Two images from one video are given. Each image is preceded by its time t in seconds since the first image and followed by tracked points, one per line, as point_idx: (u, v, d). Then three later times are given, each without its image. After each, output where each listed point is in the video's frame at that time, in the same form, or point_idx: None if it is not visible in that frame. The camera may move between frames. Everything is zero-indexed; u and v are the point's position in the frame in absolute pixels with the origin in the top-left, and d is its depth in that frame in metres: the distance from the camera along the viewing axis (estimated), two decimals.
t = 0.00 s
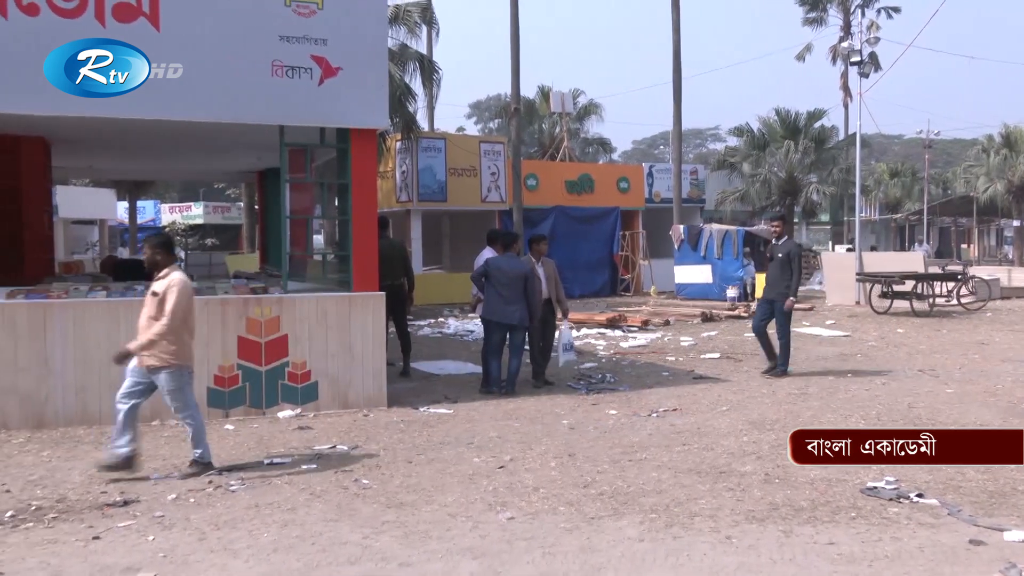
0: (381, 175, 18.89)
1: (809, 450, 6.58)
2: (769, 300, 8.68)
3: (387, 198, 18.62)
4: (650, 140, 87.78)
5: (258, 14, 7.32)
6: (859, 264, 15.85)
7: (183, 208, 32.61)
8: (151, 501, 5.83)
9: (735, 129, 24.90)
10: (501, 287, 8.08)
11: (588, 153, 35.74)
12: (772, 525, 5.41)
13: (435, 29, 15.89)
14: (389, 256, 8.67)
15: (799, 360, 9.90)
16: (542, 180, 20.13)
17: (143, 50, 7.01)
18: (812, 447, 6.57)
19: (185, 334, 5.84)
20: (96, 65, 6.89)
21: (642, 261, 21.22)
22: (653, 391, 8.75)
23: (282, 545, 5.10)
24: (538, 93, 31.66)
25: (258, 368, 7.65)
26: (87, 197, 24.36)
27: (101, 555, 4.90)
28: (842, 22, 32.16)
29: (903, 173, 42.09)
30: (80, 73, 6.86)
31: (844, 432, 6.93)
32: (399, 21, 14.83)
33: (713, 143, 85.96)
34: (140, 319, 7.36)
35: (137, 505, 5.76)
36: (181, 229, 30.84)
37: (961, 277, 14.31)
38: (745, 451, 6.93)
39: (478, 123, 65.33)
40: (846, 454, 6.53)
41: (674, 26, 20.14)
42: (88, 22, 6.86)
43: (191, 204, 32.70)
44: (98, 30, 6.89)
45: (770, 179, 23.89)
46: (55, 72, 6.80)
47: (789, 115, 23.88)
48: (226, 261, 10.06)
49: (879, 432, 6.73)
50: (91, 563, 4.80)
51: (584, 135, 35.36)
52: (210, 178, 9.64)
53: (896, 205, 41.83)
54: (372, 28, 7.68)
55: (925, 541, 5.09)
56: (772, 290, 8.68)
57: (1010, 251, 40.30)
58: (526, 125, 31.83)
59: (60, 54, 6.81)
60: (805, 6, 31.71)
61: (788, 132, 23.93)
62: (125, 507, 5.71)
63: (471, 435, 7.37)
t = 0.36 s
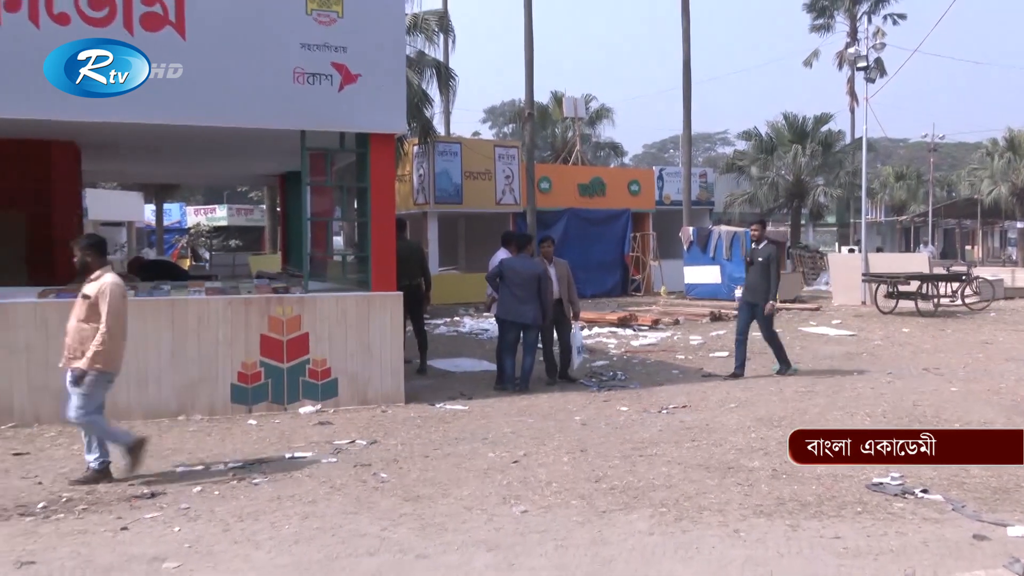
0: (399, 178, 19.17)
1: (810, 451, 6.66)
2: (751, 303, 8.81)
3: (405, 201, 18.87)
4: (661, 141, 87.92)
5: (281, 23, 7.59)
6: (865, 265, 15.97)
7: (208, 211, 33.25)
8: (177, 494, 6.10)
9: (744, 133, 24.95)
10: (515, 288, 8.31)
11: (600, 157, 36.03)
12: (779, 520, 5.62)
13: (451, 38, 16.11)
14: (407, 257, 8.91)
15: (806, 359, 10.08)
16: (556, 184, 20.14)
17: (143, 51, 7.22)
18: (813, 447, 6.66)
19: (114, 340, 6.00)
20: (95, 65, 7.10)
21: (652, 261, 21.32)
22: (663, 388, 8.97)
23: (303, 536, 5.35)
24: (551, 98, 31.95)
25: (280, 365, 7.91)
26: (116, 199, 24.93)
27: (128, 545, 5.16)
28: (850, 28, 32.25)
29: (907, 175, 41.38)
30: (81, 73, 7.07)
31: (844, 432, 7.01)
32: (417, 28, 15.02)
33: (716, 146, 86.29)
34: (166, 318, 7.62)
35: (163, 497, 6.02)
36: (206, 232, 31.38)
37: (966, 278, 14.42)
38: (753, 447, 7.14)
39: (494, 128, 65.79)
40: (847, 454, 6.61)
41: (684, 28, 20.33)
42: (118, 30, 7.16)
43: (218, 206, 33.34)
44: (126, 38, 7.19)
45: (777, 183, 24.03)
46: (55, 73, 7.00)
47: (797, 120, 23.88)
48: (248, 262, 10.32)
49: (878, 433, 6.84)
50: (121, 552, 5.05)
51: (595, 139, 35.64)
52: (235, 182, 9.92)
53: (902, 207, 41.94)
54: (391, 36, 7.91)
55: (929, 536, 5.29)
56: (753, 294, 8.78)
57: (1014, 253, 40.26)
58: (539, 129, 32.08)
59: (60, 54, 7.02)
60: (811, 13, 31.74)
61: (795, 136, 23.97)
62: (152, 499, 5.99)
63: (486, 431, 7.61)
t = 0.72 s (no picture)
0: (416, 184, 19.75)
1: (809, 450, 6.96)
2: (728, 302, 9.21)
3: (421, 206, 19.45)
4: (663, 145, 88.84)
5: (307, 41, 8.14)
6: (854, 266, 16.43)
7: (238, 215, 33.97)
8: (209, 480, 6.63)
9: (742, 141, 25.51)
10: (524, 288, 8.85)
11: (604, 165, 36.85)
12: (773, 506, 6.13)
13: (464, 53, 16.67)
14: (425, 259, 9.47)
15: (798, 354, 10.61)
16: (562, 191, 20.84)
17: (142, 51, 7.67)
18: (812, 447, 6.94)
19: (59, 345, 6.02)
20: (95, 64, 7.57)
21: (653, 263, 21.87)
22: (665, 381, 9.49)
23: (328, 520, 5.86)
24: (558, 109, 32.76)
25: (305, 360, 8.48)
26: (160, 205, 25.83)
27: (164, 527, 5.65)
28: (842, 43, 33.24)
29: (896, 181, 42.56)
30: (81, 73, 7.53)
31: (843, 431, 7.30)
32: (433, 44, 15.55)
33: (720, 151, 87.33)
34: (200, 316, 8.19)
35: (197, 483, 6.56)
36: (236, 236, 32.35)
37: (952, 278, 14.89)
38: (749, 438, 7.66)
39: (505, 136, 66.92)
40: (846, 454, 6.91)
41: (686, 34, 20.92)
42: (154, 47, 7.71)
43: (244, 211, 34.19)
44: (161, 54, 7.73)
45: (772, 189, 24.61)
46: (55, 72, 7.47)
47: (791, 129, 24.37)
48: (276, 264, 10.89)
49: (879, 433, 7.11)
50: (158, 533, 5.52)
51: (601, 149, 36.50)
52: (264, 189, 10.51)
53: (891, 212, 42.84)
54: (409, 52, 8.45)
55: (915, 522, 5.79)
56: (728, 290, 9.20)
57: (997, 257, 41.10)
58: (548, 138, 32.88)
59: (60, 54, 7.48)
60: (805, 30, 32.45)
61: (789, 145, 24.42)
62: (187, 484, 6.52)
63: (497, 422, 8.16)
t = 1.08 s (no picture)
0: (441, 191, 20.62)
1: (810, 450, 7.29)
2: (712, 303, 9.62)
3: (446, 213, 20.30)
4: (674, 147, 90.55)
5: (343, 61, 8.83)
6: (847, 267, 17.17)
7: (279, 220, 34.83)
8: (254, 462, 7.29)
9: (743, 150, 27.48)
10: (541, 287, 9.58)
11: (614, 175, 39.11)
12: (773, 491, 6.80)
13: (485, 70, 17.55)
14: (450, 261, 10.24)
15: (797, 350, 11.26)
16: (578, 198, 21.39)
17: (141, 51, 8.17)
18: (813, 446, 7.29)
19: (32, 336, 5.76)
20: (95, 65, 8.07)
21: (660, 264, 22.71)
22: (671, 374, 10.21)
23: (359, 501, 6.46)
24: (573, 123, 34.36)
25: (340, 353, 9.23)
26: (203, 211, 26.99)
27: (210, 505, 6.21)
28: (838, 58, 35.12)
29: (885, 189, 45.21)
30: (81, 73, 8.03)
31: (844, 431, 7.59)
32: (455, 64, 16.41)
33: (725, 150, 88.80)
34: (245, 312, 8.91)
35: (241, 465, 7.17)
36: (277, 237, 33.60)
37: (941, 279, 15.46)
38: (750, 427, 8.36)
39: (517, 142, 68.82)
40: (845, 454, 7.25)
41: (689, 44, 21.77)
42: (204, 67, 8.37)
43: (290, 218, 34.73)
44: (210, 73, 8.38)
45: (771, 196, 26.91)
46: (55, 72, 7.95)
47: (788, 141, 26.75)
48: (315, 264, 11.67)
49: (878, 433, 7.45)
50: (206, 511, 6.06)
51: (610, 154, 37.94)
52: (301, 197, 11.34)
53: (881, 216, 44.97)
54: (435, 70, 9.14)
55: (906, 506, 6.42)
56: (711, 292, 9.60)
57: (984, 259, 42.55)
58: (563, 150, 34.36)
59: (60, 55, 7.96)
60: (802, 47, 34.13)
61: (787, 156, 26.84)
62: (233, 467, 7.13)
63: (517, 410, 8.93)
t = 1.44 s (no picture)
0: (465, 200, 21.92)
1: (809, 450, 6.72)
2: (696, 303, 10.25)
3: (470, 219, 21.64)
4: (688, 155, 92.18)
5: (377, 81, 9.44)
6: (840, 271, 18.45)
7: (318, 227, 36.34)
8: (296, 446, 7.62)
9: (745, 164, 30.81)
10: (557, 287, 10.42)
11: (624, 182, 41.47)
12: (772, 476, 6.53)
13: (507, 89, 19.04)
14: (473, 263, 11.18)
15: (794, 348, 12.11)
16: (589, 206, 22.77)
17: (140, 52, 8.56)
18: (813, 447, 6.71)
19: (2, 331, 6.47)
20: (95, 65, 8.42)
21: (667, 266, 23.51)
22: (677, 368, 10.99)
23: (393, 481, 6.59)
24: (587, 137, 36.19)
25: (374, 347, 10.04)
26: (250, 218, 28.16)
27: (258, 482, 6.34)
28: (833, 78, 37.41)
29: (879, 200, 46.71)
30: (81, 72, 8.39)
31: (844, 430, 7.08)
32: (480, 83, 18.00)
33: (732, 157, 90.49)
34: (288, 309, 9.67)
35: (285, 449, 7.48)
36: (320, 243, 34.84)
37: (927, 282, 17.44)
38: (751, 417, 8.79)
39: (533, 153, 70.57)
40: (845, 454, 6.71)
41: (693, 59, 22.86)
42: (253, 88, 8.96)
43: (324, 225, 36.56)
44: (259, 93, 8.99)
45: (769, 205, 29.52)
46: (56, 72, 8.31)
47: (786, 153, 29.49)
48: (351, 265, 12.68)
49: (877, 432, 6.93)
50: (252, 490, 6.10)
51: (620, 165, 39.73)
52: (337, 203, 12.26)
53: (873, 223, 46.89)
54: (462, 90, 9.77)
55: (898, 491, 6.05)
56: (698, 294, 10.23)
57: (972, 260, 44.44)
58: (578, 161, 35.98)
59: (61, 54, 8.31)
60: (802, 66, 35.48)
61: (785, 166, 29.46)
62: (277, 450, 7.43)
63: (534, 400, 9.75)
